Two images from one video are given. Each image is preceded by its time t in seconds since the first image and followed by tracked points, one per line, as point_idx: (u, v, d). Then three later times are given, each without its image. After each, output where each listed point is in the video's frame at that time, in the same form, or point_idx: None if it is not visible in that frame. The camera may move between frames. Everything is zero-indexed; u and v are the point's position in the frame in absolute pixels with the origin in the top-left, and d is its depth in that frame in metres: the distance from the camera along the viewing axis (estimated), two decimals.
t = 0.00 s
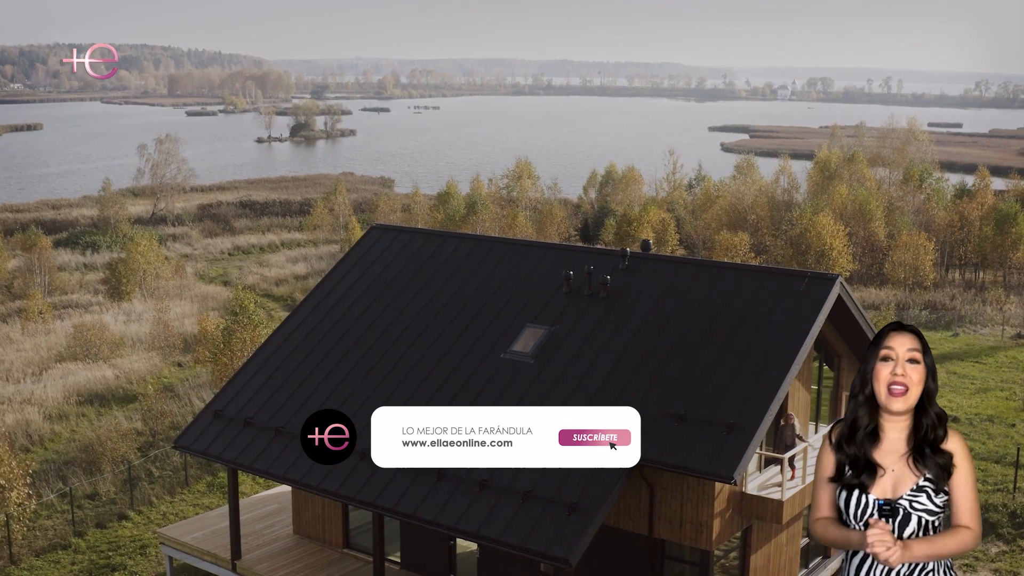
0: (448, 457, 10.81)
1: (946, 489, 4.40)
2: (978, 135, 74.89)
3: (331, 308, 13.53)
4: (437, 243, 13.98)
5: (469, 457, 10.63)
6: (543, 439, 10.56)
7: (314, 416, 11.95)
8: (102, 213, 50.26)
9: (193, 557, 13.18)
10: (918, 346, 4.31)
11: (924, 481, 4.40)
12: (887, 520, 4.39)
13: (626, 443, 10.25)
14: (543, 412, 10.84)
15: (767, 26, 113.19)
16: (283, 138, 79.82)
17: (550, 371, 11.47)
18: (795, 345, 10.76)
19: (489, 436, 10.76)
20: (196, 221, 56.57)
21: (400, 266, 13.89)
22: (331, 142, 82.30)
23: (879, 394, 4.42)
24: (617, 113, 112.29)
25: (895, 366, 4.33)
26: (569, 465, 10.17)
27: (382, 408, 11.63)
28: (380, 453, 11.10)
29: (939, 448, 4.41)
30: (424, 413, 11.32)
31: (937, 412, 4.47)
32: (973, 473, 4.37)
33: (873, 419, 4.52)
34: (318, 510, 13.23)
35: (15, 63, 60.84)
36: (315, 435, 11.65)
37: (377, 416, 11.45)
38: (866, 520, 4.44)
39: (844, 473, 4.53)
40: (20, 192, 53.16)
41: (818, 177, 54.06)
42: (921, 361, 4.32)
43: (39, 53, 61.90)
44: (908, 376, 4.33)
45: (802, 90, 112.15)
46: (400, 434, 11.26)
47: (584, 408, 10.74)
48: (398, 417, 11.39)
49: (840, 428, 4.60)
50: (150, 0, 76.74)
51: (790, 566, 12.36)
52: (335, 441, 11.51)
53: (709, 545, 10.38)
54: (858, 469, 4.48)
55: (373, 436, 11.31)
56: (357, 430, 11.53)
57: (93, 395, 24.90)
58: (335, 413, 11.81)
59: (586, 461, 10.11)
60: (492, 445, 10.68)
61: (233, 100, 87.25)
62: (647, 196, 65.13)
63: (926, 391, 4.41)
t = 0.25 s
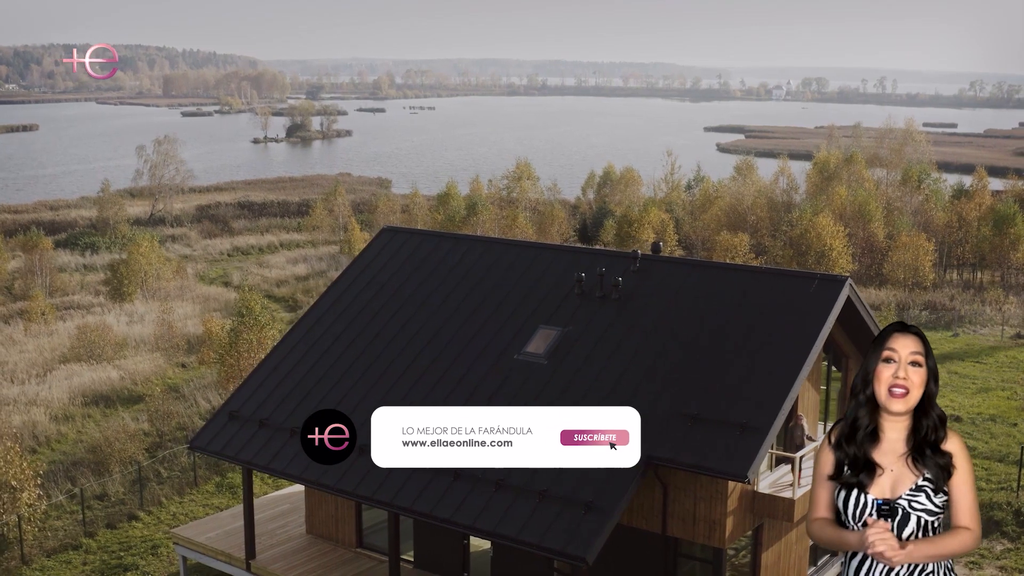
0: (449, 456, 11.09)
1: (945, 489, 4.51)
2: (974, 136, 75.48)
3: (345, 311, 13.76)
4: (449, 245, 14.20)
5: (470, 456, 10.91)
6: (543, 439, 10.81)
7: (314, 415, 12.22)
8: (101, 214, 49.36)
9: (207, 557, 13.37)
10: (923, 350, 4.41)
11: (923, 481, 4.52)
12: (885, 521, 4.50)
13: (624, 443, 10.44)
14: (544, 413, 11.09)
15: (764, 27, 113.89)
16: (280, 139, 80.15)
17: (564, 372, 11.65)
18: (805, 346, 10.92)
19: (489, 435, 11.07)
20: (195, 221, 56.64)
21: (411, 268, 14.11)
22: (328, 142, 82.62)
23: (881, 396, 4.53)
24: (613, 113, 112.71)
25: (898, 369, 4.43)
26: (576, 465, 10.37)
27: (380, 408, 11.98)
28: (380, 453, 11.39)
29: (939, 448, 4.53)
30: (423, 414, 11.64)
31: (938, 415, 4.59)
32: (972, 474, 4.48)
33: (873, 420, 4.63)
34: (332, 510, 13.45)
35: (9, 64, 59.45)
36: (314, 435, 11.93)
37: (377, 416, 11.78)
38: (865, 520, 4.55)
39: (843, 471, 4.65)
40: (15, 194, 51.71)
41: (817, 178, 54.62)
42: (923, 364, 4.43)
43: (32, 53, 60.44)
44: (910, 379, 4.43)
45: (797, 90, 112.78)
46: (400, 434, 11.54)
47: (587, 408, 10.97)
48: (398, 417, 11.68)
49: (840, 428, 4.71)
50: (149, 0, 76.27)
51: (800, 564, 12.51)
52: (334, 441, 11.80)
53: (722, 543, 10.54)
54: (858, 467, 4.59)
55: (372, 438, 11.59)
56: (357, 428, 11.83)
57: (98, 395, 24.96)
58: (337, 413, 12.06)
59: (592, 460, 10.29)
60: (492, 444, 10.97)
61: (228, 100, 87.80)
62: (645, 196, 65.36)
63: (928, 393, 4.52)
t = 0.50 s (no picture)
0: (449, 456, 11.30)
1: (945, 489, 4.51)
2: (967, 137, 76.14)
3: (353, 312, 13.96)
4: (456, 247, 14.38)
5: (470, 456, 11.12)
6: (543, 439, 10.97)
7: (313, 416, 12.49)
8: (98, 215, 50.78)
9: (215, 557, 13.47)
10: (922, 350, 4.42)
11: (924, 481, 4.51)
12: (884, 523, 4.49)
13: (623, 443, 10.57)
14: (543, 413, 11.26)
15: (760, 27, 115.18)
16: (276, 139, 81.88)
17: (570, 372, 11.80)
18: (812, 346, 10.99)
19: (489, 436, 11.26)
20: (192, 222, 56.74)
21: (419, 269, 14.30)
22: (323, 142, 84.17)
23: (880, 395, 4.53)
24: (608, 112, 113.25)
25: (898, 369, 4.43)
26: (577, 464, 10.50)
27: (380, 408, 12.22)
28: (380, 454, 11.62)
29: (939, 449, 4.53)
30: (423, 414, 11.87)
31: (938, 415, 4.59)
32: (973, 474, 4.48)
33: (873, 420, 4.63)
34: (339, 510, 13.59)
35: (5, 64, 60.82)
36: (315, 435, 12.19)
37: (376, 417, 11.98)
38: (867, 520, 4.51)
39: (842, 471, 4.63)
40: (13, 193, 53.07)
41: (815, 179, 55.11)
42: (923, 364, 4.43)
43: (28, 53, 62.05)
44: (910, 379, 4.44)
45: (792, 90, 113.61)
46: (400, 434, 11.78)
47: (586, 408, 11.14)
48: (398, 417, 11.93)
49: (840, 427, 4.70)
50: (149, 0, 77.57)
51: (804, 562, 12.60)
52: (334, 441, 12.06)
53: (729, 541, 10.61)
54: (857, 467, 4.58)
55: (373, 438, 11.83)
56: (356, 430, 12.09)
57: (99, 396, 24.98)
58: (337, 414, 12.33)
59: (594, 461, 10.41)
60: (492, 444, 11.17)
61: (224, 100, 85.10)
62: (642, 196, 65.68)
63: (927, 394, 4.53)
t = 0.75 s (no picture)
0: (449, 456, 11.49)
1: (946, 486, 4.67)
2: (956, 139, 77.08)
3: (360, 314, 14.12)
4: (462, 249, 14.53)
5: (470, 456, 11.29)
6: (544, 438, 11.18)
7: (313, 415, 12.70)
8: (91, 216, 50.71)
9: (224, 556, 13.57)
10: (921, 350, 4.55)
11: (922, 479, 4.66)
12: (884, 522, 4.62)
13: (623, 443, 10.71)
14: (544, 413, 11.44)
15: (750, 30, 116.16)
16: (266, 140, 79.75)
17: (578, 373, 11.94)
18: (817, 346, 11.15)
19: (489, 436, 11.46)
20: (185, 224, 56.76)
21: (425, 271, 14.45)
22: (314, 144, 82.15)
23: (880, 395, 4.65)
24: (599, 113, 113.92)
25: (896, 369, 4.56)
26: (581, 465, 10.65)
27: (379, 408, 12.44)
28: (380, 453, 11.80)
29: (939, 448, 4.67)
30: (424, 414, 12.06)
31: (936, 414, 4.73)
32: (973, 472, 4.64)
33: (872, 421, 4.76)
34: (347, 510, 13.69)
35: None
36: (314, 435, 12.36)
37: (377, 416, 12.23)
38: (868, 519, 4.65)
39: (841, 470, 4.76)
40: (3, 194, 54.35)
41: (809, 180, 55.69)
42: (921, 365, 4.57)
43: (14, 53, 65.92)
44: (908, 379, 4.57)
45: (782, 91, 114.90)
46: (400, 434, 11.95)
47: (589, 408, 11.32)
48: (398, 417, 12.11)
49: (841, 428, 4.82)
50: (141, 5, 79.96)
51: (809, 560, 12.74)
52: (334, 441, 12.23)
53: (736, 539, 10.72)
54: (857, 467, 4.70)
55: (372, 436, 12.04)
56: (356, 428, 12.30)
57: (100, 398, 24.99)
58: (337, 414, 12.52)
59: (599, 462, 10.56)
60: (492, 444, 11.36)
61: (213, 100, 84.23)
62: (635, 196, 66.09)
63: (926, 394, 4.66)
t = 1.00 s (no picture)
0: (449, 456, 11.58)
1: (945, 486, 4.92)
2: (947, 139, 77.53)
3: (362, 315, 14.22)
4: (463, 251, 14.63)
5: (470, 457, 11.38)
6: (543, 438, 11.26)
7: (314, 414, 12.79)
8: (86, 217, 51.78)
9: (228, 557, 13.63)
10: (917, 351, 4.81)
11: (923, 478, 4.92)
12: (884, 520, 4.89)
13: (623, 443, 10.79)
14: (544, 414, 11.52)
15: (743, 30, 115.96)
16: (258, 140, 81.11)
17: (581, 373, 12.01)
18: (819, 345, 11.24)
19: (489, 435, 11.54)
20: (178, 224, 57.49)
21: (427, 273, 14.55)
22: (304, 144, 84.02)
23: (879, 397, 4.91)
24: (590, 112, 114.15)
25: (895, 371, 4.81)
26: (581, 464, 10.74)
27: (380, 408, 12.54)
28: (380, 453, 11.90)
29: (939, 448, 4.92)
30: (422, 414, 12.16)
31: (936, 414, 4.97)
32: (970, 469, 4.90)
33: (872, 422, 5.01)
34: (350, 510, 13.75)
35: None
36: (314, 435, 12.49)
37: (377, 416, 12.32)
38: (870, 518, 4.91)
39: (843, 471, 5.03)
40: None
41: (802, 181, 56.19)
42: (919, 365, 4.82)
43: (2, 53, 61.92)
44: (906, 381, 4.83)
45: (772, 91, 115.61)
46: (400, 434, 12.08)
47: (589, 408, 11.40)
48: (398, 417, 12.22)
49: (841, 429, 5.08)
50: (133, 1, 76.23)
51: (810, 559, 12.87)
52: (334, 441, 12.35)
53: (740, 538, 10.80)
54: (857, 466, 4.98)
55: (372, 437, 12.14)
56: (356, 428, 12.40)
57: (98, 399, 24.93)
58: (337, 414, 12.62)
59: (600, 462, 10.65)
60: (491, 444, 11.43)
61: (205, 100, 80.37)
62: (628, 197, 66.29)
63: (922, 394, 4.89)
